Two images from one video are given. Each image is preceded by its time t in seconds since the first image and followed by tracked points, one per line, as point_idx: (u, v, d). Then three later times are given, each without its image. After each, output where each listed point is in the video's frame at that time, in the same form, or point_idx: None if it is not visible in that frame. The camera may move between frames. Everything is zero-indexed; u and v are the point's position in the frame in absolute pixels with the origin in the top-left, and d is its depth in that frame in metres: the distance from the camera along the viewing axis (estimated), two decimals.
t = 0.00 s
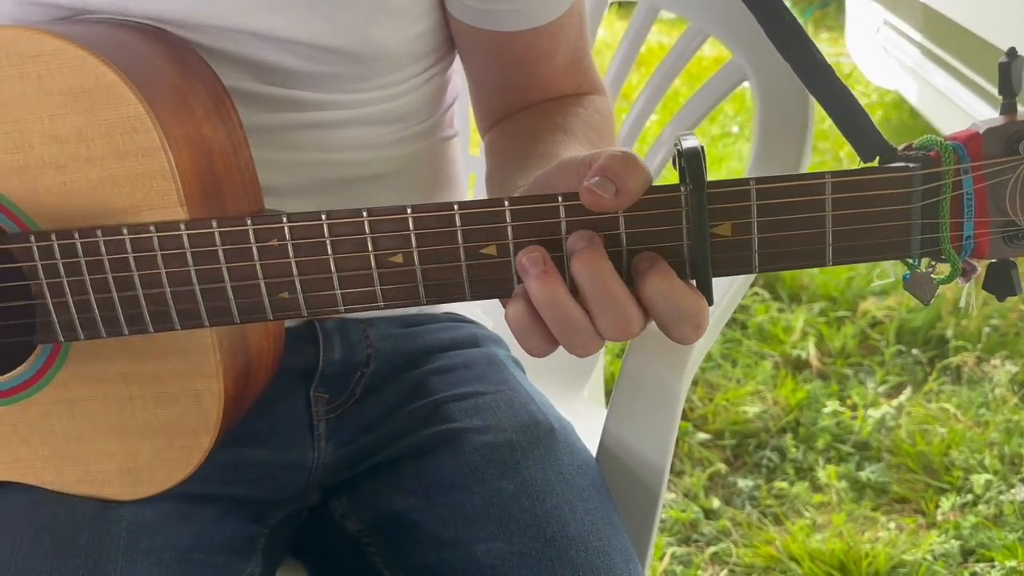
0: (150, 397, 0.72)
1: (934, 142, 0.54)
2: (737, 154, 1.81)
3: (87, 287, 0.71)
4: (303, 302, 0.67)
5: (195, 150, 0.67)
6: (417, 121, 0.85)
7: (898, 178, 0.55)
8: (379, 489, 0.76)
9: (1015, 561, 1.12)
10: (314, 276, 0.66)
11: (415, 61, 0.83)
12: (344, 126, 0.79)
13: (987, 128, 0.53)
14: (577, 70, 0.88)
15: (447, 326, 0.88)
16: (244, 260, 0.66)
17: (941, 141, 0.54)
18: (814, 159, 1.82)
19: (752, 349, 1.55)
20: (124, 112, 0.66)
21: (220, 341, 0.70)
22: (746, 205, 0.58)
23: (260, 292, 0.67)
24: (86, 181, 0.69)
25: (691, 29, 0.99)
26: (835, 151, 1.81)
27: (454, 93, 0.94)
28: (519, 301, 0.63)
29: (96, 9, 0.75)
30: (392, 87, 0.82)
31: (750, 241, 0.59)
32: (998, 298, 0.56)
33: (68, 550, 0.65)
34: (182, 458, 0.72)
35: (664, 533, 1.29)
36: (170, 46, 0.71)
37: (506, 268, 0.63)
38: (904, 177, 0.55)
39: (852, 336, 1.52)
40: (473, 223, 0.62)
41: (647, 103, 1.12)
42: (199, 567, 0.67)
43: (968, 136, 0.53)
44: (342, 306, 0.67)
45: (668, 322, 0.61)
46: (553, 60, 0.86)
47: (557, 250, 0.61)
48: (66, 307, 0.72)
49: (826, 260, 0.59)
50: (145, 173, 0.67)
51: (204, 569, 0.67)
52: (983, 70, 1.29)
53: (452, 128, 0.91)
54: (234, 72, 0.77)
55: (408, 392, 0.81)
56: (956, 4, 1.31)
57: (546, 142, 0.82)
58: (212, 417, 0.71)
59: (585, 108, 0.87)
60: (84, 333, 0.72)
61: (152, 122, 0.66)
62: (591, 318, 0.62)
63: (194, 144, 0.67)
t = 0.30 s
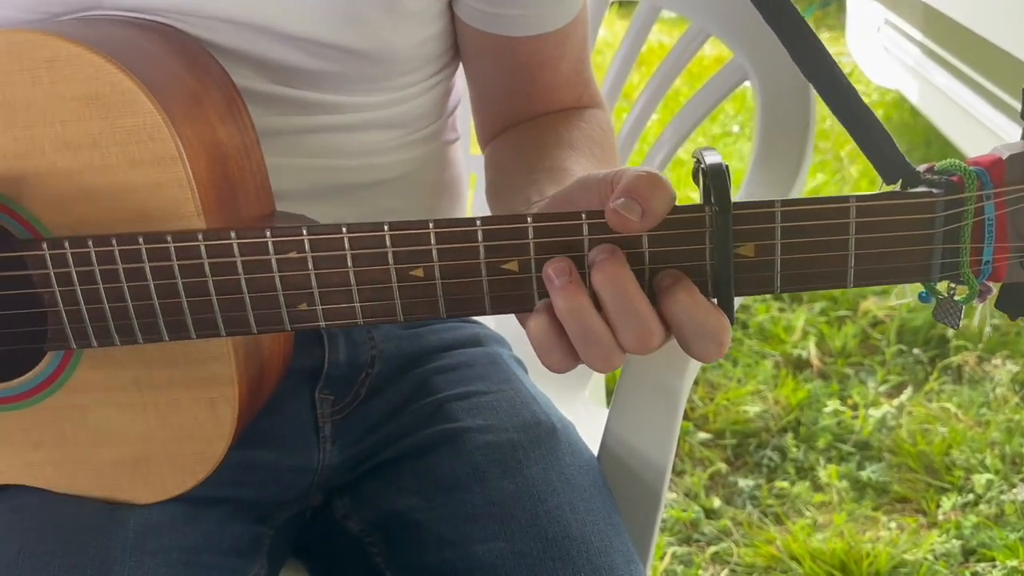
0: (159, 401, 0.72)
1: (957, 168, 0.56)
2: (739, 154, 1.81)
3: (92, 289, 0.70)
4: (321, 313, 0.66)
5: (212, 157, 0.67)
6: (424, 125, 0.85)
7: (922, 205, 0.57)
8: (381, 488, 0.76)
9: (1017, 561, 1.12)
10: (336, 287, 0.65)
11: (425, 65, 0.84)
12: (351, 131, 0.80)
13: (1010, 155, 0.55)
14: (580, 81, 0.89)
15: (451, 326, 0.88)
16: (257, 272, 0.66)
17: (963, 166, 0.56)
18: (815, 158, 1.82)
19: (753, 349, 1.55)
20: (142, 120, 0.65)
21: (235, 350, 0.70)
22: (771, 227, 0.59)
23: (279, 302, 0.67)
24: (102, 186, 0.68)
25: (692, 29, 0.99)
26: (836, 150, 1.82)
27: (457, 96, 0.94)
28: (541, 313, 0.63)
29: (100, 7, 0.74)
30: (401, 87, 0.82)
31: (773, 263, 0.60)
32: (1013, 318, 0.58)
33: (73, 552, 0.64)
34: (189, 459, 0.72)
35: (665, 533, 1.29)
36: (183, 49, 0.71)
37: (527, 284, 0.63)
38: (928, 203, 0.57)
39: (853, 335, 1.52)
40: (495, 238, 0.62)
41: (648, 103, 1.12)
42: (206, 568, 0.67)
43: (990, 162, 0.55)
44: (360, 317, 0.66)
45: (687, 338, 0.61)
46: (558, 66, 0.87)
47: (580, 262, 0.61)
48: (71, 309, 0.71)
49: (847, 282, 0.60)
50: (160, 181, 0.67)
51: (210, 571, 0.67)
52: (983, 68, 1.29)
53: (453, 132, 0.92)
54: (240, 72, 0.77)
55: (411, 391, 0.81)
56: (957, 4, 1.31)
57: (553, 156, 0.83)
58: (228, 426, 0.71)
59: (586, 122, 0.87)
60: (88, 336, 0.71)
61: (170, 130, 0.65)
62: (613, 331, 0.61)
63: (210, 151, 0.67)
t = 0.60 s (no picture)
0: (162, 400, 0.72)
1: (956, 182, 0.56)
2: (739, 153, 1.81)
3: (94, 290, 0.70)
4: (327, 314, 0.66)
5: (222, 159, 0.68)
6: (425, 128, 0.86)
7: (922, 218, 0.57)
8: (382, 485, 0.77)
9: (1017, 559, 1.12)
10: (341, 291, 0.65)
11: (430, 68, 0.84)
12: (356, 132, 0.80)
13: (1008, 171, 0.55)
14: (579, 90, 0.89)
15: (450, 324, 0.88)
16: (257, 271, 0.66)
17: (962, 181, 0.56)
18: (816, 158, 1.82)
19: (754, 348, 1.55)
20: (154, 122, 0.66)
21: (239, 350, 0.70)
22: (774, 238, 0.59)
23: (284, 303, 0.67)
24: (113, 187, 0.68)
25: (693, 29, 0.99)
26: (836, 149, 1.82)
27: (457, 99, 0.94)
28: (545, 319, 0.62)
29: (102, 6, 0.74)
30: (407, 91, 0.82)
31: (774, 273, 0.60)
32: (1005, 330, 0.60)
33: (73, 549, 0.64)
34: (190, 457, 0.72)
35: (666, 533, 1.29)
36: (194, 51, 0.71)
37: (531, 290, 0.63)
38: (928, 216, 0.57)
39: (854, 335, 1.52)
40: (500, 243, 0.62)
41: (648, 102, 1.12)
42: (206, 567, 0.67)
43: (990, 177, 0.55)
44: (366, 320, 0.66)
45: (690, 348, 0.61)
46: (560, 74, 0.87)
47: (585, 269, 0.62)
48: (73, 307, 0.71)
49: (847, 293, 0.60)
50: (169, 183, 0.67)
51: (211, 569, 0.67)
52: (984, 67, 1.29)
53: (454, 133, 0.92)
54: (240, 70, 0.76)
55: (412, 390, 0.81)
56: (957, 4, 1.31)
57: (555, 162, 0.83)
58: (230, 426, 0.71)
59: (586, 132, 0.87)
60: (92, 334, 0.71)
61: (181, 132, 0.65)
62: (617, 338, 0.61)
63: (219, 152, 0.68)
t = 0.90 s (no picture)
0: (161, 401, 0.72)
1: (951, 186, 0.56)
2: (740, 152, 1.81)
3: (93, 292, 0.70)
4: (325, 315, 0.66)
5: (222, 162, 0.68)
6: (425, 130, 0.85)
7: (917, 222, 0.57)
8: (381, 484, 0.77)
9: (1018, 559, 1.12)
10: (338, 292, 0.65)
11: (432, 73, 0.84)
12: (356, 135, 0.79)
13: (1003, 175, 0.55)
14: (578, 96, 0.89)
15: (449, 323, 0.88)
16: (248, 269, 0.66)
17: (957, 185, 0.56)
18: (816, 157, 1.82)
19: (754, 348, 1.55)
20: (155, 123, 0.66)
21: (238, 351, 0.70)
22: (769, 240, 0.59)
23: (284, 306, 0.66)
24: (114, 189, 0.68)
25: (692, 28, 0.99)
26: (837, 149, 1.82)
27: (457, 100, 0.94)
28: (543, 321, 0.62)
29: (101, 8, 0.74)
30: (409, 95, 0.82)
31: (770, 276, 0.60)
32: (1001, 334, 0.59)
33: (70, 550, 0.64)
34: (188, 458, 0.72)
35: (666, 532, 1.29)
36: (193, 51, 0.71)
37: (529, 292, 0.63)
38: (923, 220, 0.57)
39: (854, 334, 1.52)
40: (499, 246, 0.62)
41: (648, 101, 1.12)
42: (203, 568, 0.66)
43: (984, 181, 0.55)
44: (363, 323, 0.66)
45: (687, 351, 0.61)
46: (560, 80, 0.87)
47: (582, 272, 0.62)
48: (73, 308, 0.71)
49: (843, 296, 0.60)
50: (170, 185, 0.67)
51: (208, 570, 0.67)
52: (984, 66, 1.29)
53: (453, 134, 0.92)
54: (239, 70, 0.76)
55: (411, 390, 0.81)
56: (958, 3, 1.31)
57: (554, 169, 0.83)
58: (228, 429, 0.71)
59: (585, 136, 0.87)
60: (92, 336, 0.71)
61: (182, 134, 0.66)
62: (615, 341, 0.61)
63: (220, 155, 0.68)
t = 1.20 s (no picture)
0: (157, 395, 0.72)
1: (947, 168, 0.55)
2: (741, 150, 1.81)
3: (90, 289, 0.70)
4: (321, 307, 0.67)
5: (216, 158, 0.67)
6: (420, 123, 0.85)
7: (913, 204, 0.57)
8: (380, 485, 0.77)
9: (1019, 559, 1.12)
10: (334, 283, 0.66)
11: (426, 66, 0.84)
12: (352, 129, 0.79)
13: (999, 157, 0.54)
14: (573, 90, 0.89)
15: (448, 322, 0.88)
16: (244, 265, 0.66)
17: (953, 167, 0.55)
18: (817, 155, 1.82)
19: (755, 346, 1.55)
20: (153, 119, 0.66)
21: (234, 346, 0.70)
22: (764, 226, 0.59)
23: (279, 299, 0.67)
24: (108, 183, 0.68)
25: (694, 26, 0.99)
26: (838, 148, 1.81)
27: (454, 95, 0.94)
28: (539, 308, 0.62)
29: (98, 8, 0.75)
30: (403, 90, 0.82)
31: (766, 261, 0.60)
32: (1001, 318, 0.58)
33: (70, 549, 0.65)
34: (186, 454, 0.72)
35: (666, 531, 1.29)
36: (186, 47, 0.71)
37: (524, 281, 0.63)
38: (919, 203, 0.57)
39: (855, 333, 1.52)
40: (492, 236, 0.62)
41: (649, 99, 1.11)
42: (201, 567, 0.67)
43: (980, 163, 0.55)
44: (359, 314, 0.67)
45: (682, 338, 0.61)
46: (554, 73, 0.87)
47: (579, 259, 0.62)
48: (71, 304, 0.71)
49: (841, 280, 0.60)
50: (164, 178, 0.67)
51: (206, 569, 0.67)
52: (986, 65, 1.29)
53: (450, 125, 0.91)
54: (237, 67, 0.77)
55: (409, 389, 0.81)
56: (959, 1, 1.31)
57: (551, 164, 0.83)
58: (223, 421, 0.71)
59: (580, 131, 0.88)
60: (88, 331, 0.72)
61: (177, 131, 0.66)
62: (610, 328, 0.61)
63: (213, 150, 0.67)
